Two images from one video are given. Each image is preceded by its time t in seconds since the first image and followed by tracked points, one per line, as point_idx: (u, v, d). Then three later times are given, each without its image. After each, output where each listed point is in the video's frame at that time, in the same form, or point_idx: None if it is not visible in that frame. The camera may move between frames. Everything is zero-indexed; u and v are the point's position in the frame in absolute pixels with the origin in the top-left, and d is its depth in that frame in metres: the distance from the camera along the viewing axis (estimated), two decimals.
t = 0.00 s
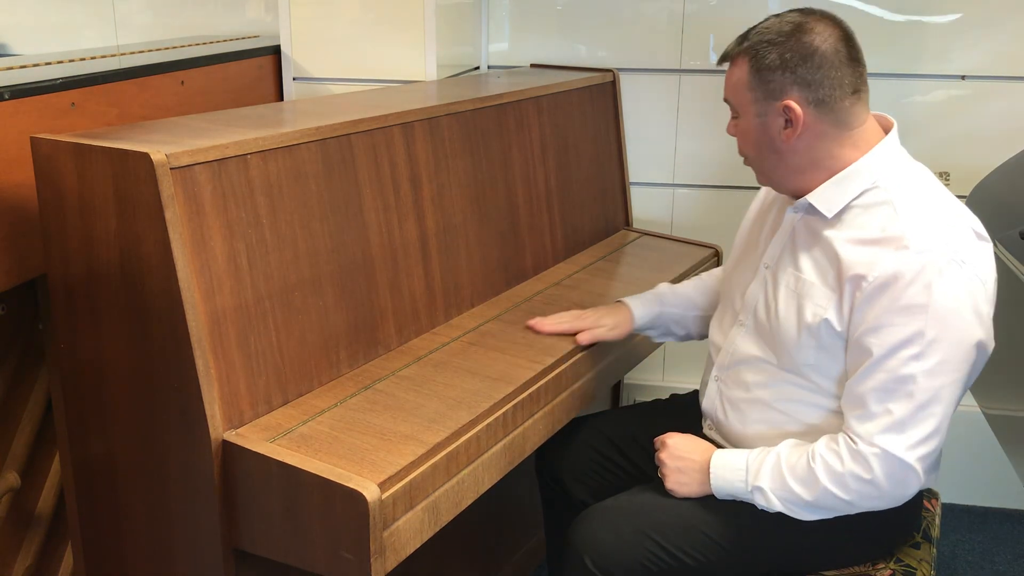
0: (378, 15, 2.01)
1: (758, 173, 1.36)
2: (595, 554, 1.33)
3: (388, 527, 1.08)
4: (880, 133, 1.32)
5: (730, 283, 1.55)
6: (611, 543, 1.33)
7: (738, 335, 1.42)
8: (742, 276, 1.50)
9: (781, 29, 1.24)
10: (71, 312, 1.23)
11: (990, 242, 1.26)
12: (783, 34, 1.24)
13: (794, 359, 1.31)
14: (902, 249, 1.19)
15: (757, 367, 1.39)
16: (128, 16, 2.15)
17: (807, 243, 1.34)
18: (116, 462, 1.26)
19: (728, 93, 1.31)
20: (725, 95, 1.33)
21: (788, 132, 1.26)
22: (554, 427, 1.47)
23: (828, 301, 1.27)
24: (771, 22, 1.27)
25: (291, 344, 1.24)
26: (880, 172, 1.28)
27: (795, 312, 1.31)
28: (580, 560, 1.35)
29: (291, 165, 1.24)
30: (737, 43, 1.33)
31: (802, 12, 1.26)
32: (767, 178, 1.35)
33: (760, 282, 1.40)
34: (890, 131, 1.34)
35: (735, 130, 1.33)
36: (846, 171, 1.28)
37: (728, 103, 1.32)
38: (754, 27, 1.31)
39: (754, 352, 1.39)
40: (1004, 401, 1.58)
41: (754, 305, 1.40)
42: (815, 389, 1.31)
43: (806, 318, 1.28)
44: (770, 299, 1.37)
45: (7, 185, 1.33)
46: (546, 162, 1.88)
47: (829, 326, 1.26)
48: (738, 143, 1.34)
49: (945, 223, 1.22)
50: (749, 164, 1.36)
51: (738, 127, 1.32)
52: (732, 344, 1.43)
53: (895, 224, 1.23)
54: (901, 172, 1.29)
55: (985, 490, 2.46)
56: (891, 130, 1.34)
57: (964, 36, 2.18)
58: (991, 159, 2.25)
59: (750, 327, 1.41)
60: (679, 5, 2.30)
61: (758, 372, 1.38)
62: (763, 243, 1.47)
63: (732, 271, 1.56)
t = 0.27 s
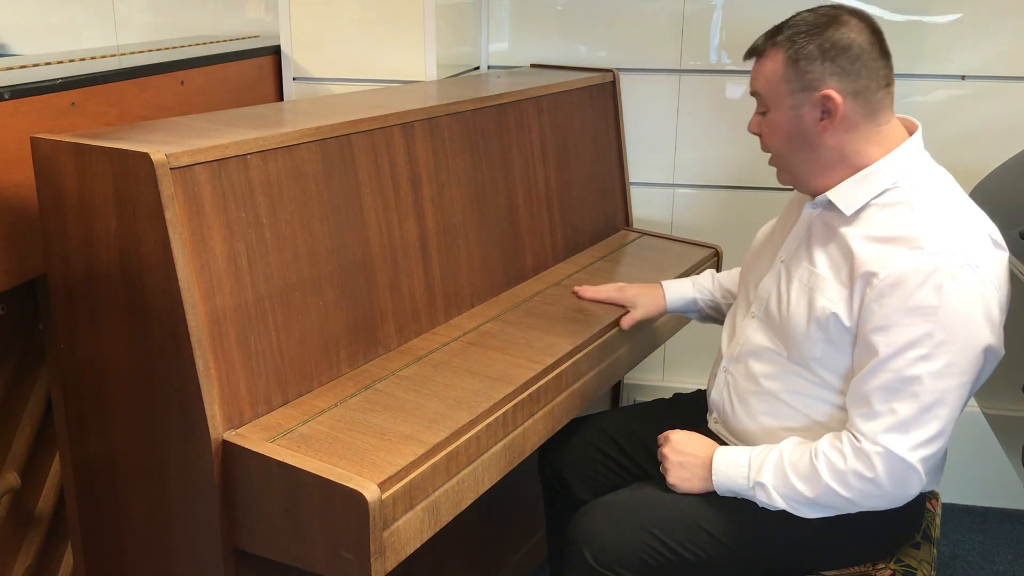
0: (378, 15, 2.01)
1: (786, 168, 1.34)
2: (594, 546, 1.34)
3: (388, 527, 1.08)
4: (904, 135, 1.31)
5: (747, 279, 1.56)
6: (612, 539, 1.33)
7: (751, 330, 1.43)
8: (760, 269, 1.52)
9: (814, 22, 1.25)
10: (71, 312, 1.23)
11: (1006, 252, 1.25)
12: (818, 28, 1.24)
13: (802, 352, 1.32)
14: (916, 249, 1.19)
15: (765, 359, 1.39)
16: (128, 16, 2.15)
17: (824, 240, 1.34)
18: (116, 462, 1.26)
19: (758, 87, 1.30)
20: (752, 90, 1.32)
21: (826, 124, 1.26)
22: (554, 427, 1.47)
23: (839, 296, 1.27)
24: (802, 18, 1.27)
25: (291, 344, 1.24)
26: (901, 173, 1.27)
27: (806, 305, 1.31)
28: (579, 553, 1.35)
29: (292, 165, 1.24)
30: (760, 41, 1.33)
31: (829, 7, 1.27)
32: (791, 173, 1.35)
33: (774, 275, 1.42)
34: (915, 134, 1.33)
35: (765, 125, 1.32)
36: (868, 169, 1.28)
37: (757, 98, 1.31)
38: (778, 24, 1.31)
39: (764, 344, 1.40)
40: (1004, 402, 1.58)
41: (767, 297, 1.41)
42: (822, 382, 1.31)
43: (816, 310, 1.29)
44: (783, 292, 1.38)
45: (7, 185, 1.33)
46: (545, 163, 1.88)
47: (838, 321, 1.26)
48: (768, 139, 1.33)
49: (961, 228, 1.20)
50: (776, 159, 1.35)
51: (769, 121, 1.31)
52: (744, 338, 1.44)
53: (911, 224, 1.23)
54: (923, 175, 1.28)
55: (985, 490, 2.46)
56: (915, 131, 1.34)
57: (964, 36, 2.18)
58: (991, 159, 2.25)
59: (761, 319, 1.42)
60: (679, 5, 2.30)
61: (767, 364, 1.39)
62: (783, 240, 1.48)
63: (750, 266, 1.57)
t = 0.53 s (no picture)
0: (378, 15, 2.01)
1: (851, 149, 1.27)
2: (594, 543, 1.34)
3: (388, 527, 1.08)
4: (913, 132, 1.32)
5: (747, 275, 1.56)
6: (611, 536, 1.33)
7: (755, 324, 1.43)
8: (761, 265, 1.52)
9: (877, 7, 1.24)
10: (71, 312, 1.23)
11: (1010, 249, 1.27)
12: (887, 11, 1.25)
13: (808, 347, 1.32)
14: (929, 239, 1.20)
15: (769, 356, 1.39)
16: (128, 16, 2.15)
17: (830, 231, 1.35)
18: (116, 462, 1.26)
19: (854, 55, 1.22)
20: (844, 58, 1.22)
21: (901, 108, 1.27)
22: (554, 426, 1.47)
23: (851, 288, 1.27)
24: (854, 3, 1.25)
25: (291, 344, 1.24)
26: (910, 168, 1.28)
27: (814, 300, 1.31)
28: (578, 550, 1.35)
29: (291, 165, 1.24)
30: (816, 23, 1.25)
31: None
32: (850, 163, 1.28)
33: (778, 269, 1.42)
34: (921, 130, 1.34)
35: (852, 97, 1.23)
36: (880, 163, 1.28)
37: (841, 77, 1.23)
38: (824, 10, 1.26)
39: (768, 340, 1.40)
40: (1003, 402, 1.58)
41: (772, 293, 1.41)
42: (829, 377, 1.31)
43: (828, 303, 1.28)
44: (789, 287, 1.38)
45: (7, 185, 1.33)
46: (546, 163, 1.88)
47: (848, 311, 1.26)
48: (850, 112, 1.24)
49: (972, 220, 1.22)
50: (843, 139, 1.26)
51: (857, 102, 1.23)
52: (747, 333, 1.44)
53: (922, 216, 1.24)
54: (931, 171, 1.29)
55: (985, 490, 2.46)
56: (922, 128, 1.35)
57: (964, 35, 2.18)
58: (991, 159, 2.25)
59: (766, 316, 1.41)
60: (679, 5, 2.30)
61: (772, 361, 1.38)
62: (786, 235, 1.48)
63: (750, 262, 1.57)
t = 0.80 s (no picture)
0: (378, 15, 2.01)
1: (864, 149, 1.27)
2: (595, 544, 1.34)
3: (388, 527, 1.08)
4: (907, 133, 1.34)
5: (739, 278, 1.56)
6: (612, 537, 1.33)
7: (755, 330, 1.43)
8: (754, 270, 1.52)
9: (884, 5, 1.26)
10: (71, 312, 1.23)
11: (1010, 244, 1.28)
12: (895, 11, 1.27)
13: (812, 351, 1.32)
14: (934, 238, 1.21)
15: (771, 358, 1.39)
16: (128, 16, 2.15)
17: (829, 233, 1.35)
18: (116, 462, 1.26)
19: (871, 54, 1.22)
20: (861, 57, 1.22)
21: (905, 107, 1.29)
22: (554, 427, 1.47)
23: (856, 290, 1.28)
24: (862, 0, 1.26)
25: (291, 345, 1.24)
26: (907, 168, 1.29)
27: (818, 304, 1.32)
28: (580, 551, 1.35)
29: (291, 165, 1.24)
30: (830, 20, 1.25)
31: None
32: (862, 163, 1.28)
33: (777, 273, 1.42)
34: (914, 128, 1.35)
35: (867, 97, 1.24)
36: (877, 165, 1.29)
37: (857, 75, 1.24)
38: (833, 6, 1.26)
39: (770, 344, 1.40)
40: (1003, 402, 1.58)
41: (772, 297, 1.42)
42: (832, 380, 1.31)
43: (834, 308, 1.29)
44: (790, 292, 1.38)
45: (7, 185, 1.33)
46: (545, 162, 1.88)
47: (852, 313, 1.27)
48: (867, 112, 1.24)
49: (973, 216, 1.23)
50: (858, 138, 1.26)
51: (874, 101, 1.24)
52: (747, 338, 1.44)
53: (925, 215, 1.25)
54: (929, 170, 1.31)
55: (985, 489, 2.46)
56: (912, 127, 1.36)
57: (964, 35, 2.18)
58: (991, 159, 2.25)
59: (767, 321, 1.42)
60: (679, 5, 2.30)
61: (775, 367, 1.39)
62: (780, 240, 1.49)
63: (741, 266, 1.57)
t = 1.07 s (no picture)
0: (378, 15, 2.01)
1: (857, 155, 1.27)
2: (594, 544, 1.34)
3: (388, 527, 1.08)
4: (900, 133, 1.34)
5: (735, 283, 1.56)
6: (612, 537, 1.33)
7: (751, 334, 1.44)
8: (750, 273, 1.52)
9: (878, 9, 1.26)
10: (71, 312, 1.23)
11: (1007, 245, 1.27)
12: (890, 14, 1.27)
13: (808, 356, 1.32)
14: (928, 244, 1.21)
15: (768, 361, 1.39)
16: (128, 16, 2.15)
17: (822, 239, 1.36)
18: (116, 462, 1.26)
19: (864, 60, 1.22)
20: (854, 62, 1.22)
21: (899, 112, 1.29)
22: (554, 427, 1.47)
23: (850, 297, 1.28)
24: (857, 4, 1.26)
25: (291, 346, 1.24)
26: (900, 172, 1.29)
27: (813, 310, 1.32)
28: (579, 551, 1.35)
29: (291, 165, 1.24)
30: (825, 24, 1.24)
31: None
32: (856, 169, 1.29)
33: (772, 278, 1.43)
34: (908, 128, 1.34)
35: (860, 103, 1.24)
36: (871, 170, 1.29)
37: (851, 80, 1.24)
38: (827, 9, 1.26)
39: (766, 348, 1.40)
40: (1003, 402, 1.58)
41: (768, 302, 1.42)
42: (830, 384, 1.31)
43: (828, 315, 1.29)
44: (785, 298, 1.38)
45: (7, 185, 1.33)
46: (546, 162, 1.88)
47: (846, 320, 1.27)
48: (861, 118, 1.24)
49: (967, 220, 1.23)
50: (851, 144, 1.26)
51: (867, 107, 1.24)
52: (743, 343, 1.44)
53: (919, 220, 1.24)
54: (922, 173, 1.30)
55: (985, 489, 2.46)
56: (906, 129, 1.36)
57: (964, 35, 2.18)
58: (992, 159, 2.25)
59: (763, 326, 1.42)
60: (679, 5, 2.30)
61: (772, 372, 1.39)
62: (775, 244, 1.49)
63: (738, 269, 1.57)
